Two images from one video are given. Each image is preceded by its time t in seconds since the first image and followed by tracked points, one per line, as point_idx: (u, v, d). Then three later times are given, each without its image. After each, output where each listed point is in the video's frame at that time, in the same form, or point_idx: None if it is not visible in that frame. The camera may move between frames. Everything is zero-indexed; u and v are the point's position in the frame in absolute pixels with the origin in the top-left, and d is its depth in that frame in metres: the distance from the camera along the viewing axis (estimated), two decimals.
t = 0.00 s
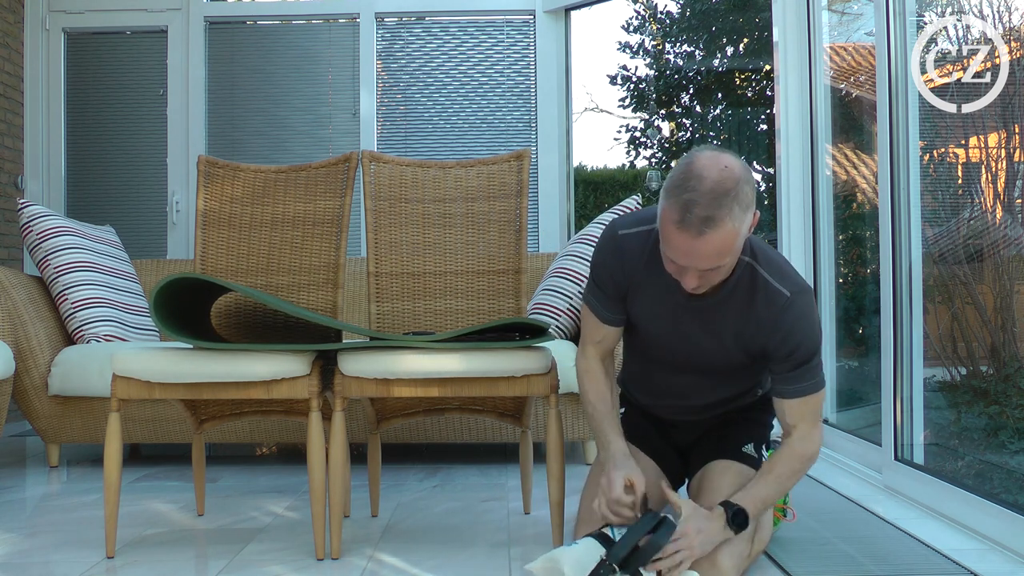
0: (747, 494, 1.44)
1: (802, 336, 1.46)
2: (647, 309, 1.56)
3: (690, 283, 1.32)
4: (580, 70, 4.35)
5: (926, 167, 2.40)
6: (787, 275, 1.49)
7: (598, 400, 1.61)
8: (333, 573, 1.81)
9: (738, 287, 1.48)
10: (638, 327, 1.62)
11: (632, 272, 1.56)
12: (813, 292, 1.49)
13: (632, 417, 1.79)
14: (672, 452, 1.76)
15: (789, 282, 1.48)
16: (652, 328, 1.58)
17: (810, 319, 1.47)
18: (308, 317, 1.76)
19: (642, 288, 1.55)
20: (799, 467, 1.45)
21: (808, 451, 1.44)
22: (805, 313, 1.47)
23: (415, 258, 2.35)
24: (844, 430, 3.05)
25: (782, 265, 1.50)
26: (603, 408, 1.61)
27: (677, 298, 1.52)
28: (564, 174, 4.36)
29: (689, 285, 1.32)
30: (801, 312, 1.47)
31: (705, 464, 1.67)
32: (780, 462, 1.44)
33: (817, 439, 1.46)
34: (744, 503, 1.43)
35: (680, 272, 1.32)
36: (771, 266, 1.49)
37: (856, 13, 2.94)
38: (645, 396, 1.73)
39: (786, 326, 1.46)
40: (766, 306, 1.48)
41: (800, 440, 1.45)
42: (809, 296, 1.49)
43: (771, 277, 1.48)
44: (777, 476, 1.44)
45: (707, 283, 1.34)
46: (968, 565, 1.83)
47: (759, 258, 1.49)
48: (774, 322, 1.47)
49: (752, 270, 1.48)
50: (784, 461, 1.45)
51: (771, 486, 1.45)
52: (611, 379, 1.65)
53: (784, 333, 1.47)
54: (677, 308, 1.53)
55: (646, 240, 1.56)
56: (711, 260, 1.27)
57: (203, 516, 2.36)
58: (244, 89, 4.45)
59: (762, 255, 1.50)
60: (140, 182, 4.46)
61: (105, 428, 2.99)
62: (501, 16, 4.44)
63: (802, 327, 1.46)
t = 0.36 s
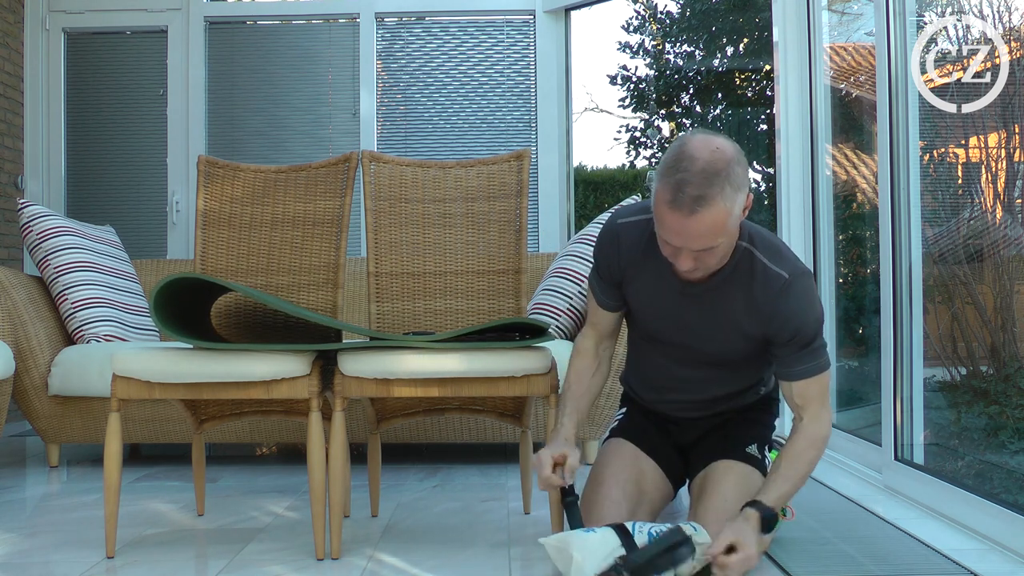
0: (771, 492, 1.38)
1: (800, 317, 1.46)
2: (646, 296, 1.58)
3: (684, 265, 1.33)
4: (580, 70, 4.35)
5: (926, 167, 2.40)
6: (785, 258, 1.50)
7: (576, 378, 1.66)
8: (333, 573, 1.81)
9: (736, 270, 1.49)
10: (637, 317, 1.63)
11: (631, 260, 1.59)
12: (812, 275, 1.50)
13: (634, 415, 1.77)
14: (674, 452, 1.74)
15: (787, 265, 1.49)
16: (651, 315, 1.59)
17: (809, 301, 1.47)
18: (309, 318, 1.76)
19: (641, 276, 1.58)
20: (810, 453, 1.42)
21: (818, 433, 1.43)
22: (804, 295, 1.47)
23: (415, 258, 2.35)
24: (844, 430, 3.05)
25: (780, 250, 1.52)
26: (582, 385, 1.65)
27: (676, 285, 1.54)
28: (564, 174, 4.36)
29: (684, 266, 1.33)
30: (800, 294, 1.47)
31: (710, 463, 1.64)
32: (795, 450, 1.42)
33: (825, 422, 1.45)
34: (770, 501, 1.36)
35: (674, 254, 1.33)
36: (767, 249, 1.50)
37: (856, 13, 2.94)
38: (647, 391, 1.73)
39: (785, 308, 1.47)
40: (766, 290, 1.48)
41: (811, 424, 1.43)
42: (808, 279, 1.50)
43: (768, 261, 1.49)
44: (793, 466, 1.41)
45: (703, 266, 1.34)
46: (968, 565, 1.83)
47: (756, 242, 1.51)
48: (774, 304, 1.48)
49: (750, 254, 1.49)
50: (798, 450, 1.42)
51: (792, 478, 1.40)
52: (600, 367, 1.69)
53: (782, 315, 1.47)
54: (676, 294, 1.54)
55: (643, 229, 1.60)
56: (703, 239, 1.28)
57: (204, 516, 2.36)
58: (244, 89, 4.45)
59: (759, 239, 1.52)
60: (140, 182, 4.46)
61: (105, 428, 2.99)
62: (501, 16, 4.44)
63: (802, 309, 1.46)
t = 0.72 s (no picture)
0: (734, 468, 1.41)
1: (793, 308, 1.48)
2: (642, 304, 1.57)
3: (670, 255, 1.31)
4: (580, 70, 4.35)
5: (926, 167, 2.40)
6: (774, 251, 1.52)
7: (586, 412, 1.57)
8: (333, 573, 1.81)
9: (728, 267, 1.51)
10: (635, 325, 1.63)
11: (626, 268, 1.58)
12: (803, 268, 1.51)
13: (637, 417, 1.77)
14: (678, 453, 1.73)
15: (778, 259, 1.51)
16: (647, 322, 1.58)
17: (801, 293, 1.49)
18: (309, 318, 1.76)
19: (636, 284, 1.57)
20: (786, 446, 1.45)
21: (797, 429, 1.45)
22: (796, 287, 1.49)
23: (415, 258, 2.35)
24: (844, 430, 3.05)
25: (769, 244, 1.54)
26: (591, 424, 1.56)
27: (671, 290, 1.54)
28: (564, 174, 4.36)
29: (669, 257, 1.31)
30: (794, 286, 1.49)
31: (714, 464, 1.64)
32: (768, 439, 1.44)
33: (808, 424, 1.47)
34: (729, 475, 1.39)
35: (659, 245, 1.31)
36: (758, 244, 1.52)
37: (856, 13, 2.94)
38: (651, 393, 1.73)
39: (779, 301, 1.48)
40: (758, 280, 1.50)
41: (790, 419, 1.46)
42: (800, 271, 1.51)
43: (759, 255, 1.51)
44: (763, 455, 1.44)
45: (691, 259, 1.32)
46: (967, 565, 1.83)
47: (745, 238, 1.53)
48: (768, 296, 1.49)
49: (739, 250, 1.52)
50: (769, 441, 1.45)
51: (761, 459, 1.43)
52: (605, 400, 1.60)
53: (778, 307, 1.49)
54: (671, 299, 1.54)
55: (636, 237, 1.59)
56: (687, 226, 1.27)
57: (203, 516, 2.36)
58: (244, 89, 4.45)
59: (748, 235, 1.54)
60: (140, 181, 4.46)
61: (105, 428, 2.99)
62: (501, 16, 4.44)
63: (796, 301, 1.48)
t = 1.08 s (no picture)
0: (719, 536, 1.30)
1: (774, 346, 1.42)
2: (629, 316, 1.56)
3: (650, 277, 1.29)
4: (580, 70, 4.35)
5: (926, 167, 2.40)
6: (761, 283, 1.47)
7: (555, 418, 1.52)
8: (332, 573, 1.81)
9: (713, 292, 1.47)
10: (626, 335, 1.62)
11: (616, 279, 1.55)
12: (791, 303, 1.47)
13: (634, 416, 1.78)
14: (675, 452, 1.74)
15: (763, 292, 1.46)
16: (637, 332, 1.58)
17: (785, 327, 1.43)
18: (309, 318, 1.76)
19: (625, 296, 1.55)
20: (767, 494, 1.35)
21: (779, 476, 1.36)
22: (780, 321, 1.44)
23: (415, 258, 2.35)
24: (845, 429, 3.05)
25: (759, 273, 1.48)
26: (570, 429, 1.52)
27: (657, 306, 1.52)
28: (564, 174, 4.36)
29: (650, 278, 1.29)
30: (777, 320, 1.44)
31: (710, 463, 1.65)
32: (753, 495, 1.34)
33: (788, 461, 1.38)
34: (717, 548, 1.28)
35: (641, 265, 1.29)
36: (747, 274, 1.47)
37: (856, 13, 2.94)
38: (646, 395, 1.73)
39: (762, 332, 1.44)
40: (741, 310, 1.46)
41: (773, 466, 1.37)
42: (788, 306, 1.46)
43: (746, 287, 1.46)
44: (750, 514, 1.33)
45: (673, 281, 1.30)
46: (967, 565, 1.83)
47: (734, 264, 1.48)
48: (750, 327, 1.45)
49: (727, 276, 1.47)
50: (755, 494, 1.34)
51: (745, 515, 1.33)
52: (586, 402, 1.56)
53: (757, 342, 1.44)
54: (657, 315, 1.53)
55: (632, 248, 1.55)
56: (668, 248, 1.25)
57: (203, 516, 2.36)
58: (244, 89, 4.45)
59: (738, 261, 1.48)
60: (140, 181, 4.46)
61: (105, 428, 2.99)
62: (501, 16, 4.44)
63: (778, 336, 1.43)
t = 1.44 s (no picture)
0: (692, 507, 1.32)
1: (769, 343, 1.41)
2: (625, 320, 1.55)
3: (646, 287, 1.29)
4: (580, 70, 4.35)
5: (926, 167, 2.40)
6: (759, 281, 1.45)
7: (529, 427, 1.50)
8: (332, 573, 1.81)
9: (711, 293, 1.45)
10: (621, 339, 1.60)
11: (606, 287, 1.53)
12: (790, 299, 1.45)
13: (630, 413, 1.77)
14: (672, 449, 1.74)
15: (761, 289, 1.44)
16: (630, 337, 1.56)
17: (781, 324, 1.42)
18: (309, 318, 1.76)
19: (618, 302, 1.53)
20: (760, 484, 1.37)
21: (764, 470, 1.37)
22: (777, 319, 1.43)
23: (415, 258, 2.35)
24: (845, 429, 3.05)
25: (756, 272, 1.47)
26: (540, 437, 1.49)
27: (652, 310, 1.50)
28: (564, 174, 4.36)
29: (644, 288, 1.29)
30: (774, 318, 1.43)
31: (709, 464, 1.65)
32: (732, 479, 1.35)
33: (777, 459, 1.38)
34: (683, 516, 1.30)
35: (636, 274, 1.29)
36: (743, 273, 1.45)
37: (856, 13, 2.94)
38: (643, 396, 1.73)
39: (758, 331, 1.43)
40: (735, 310, 1.45)
41: (762, 457, 1.38)
42: (786, 302, 1.45)
43: (741, 286, 1.44)
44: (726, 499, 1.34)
45: (667, 289, 1.31)
46: (967, 565, 1.83)
47: (731, 263, 1.46)
48: (746, 326, 1.44)
49: (723, 276, 1.45)
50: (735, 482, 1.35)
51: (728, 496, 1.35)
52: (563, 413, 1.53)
53: (753, 340, 1.43)
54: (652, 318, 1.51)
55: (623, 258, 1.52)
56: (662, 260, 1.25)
57: (203, 516, 2.36)
58: (244, 89, 4.45)
59: (734, 260, 1.47)
60: (140, 181, 4.46)
61: (105, 428, 2.99)
62: (501, 16, 4.44)
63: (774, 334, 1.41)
